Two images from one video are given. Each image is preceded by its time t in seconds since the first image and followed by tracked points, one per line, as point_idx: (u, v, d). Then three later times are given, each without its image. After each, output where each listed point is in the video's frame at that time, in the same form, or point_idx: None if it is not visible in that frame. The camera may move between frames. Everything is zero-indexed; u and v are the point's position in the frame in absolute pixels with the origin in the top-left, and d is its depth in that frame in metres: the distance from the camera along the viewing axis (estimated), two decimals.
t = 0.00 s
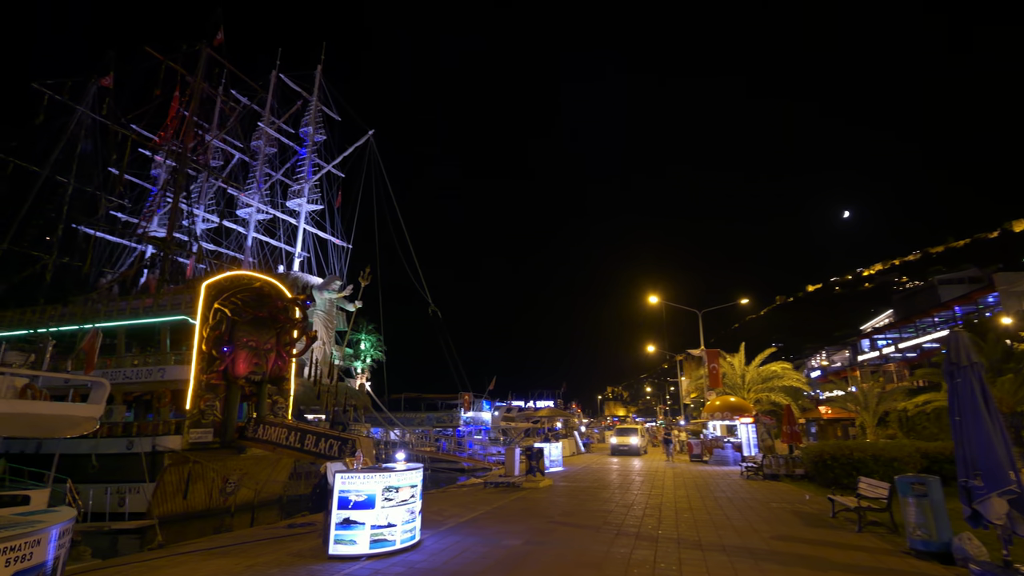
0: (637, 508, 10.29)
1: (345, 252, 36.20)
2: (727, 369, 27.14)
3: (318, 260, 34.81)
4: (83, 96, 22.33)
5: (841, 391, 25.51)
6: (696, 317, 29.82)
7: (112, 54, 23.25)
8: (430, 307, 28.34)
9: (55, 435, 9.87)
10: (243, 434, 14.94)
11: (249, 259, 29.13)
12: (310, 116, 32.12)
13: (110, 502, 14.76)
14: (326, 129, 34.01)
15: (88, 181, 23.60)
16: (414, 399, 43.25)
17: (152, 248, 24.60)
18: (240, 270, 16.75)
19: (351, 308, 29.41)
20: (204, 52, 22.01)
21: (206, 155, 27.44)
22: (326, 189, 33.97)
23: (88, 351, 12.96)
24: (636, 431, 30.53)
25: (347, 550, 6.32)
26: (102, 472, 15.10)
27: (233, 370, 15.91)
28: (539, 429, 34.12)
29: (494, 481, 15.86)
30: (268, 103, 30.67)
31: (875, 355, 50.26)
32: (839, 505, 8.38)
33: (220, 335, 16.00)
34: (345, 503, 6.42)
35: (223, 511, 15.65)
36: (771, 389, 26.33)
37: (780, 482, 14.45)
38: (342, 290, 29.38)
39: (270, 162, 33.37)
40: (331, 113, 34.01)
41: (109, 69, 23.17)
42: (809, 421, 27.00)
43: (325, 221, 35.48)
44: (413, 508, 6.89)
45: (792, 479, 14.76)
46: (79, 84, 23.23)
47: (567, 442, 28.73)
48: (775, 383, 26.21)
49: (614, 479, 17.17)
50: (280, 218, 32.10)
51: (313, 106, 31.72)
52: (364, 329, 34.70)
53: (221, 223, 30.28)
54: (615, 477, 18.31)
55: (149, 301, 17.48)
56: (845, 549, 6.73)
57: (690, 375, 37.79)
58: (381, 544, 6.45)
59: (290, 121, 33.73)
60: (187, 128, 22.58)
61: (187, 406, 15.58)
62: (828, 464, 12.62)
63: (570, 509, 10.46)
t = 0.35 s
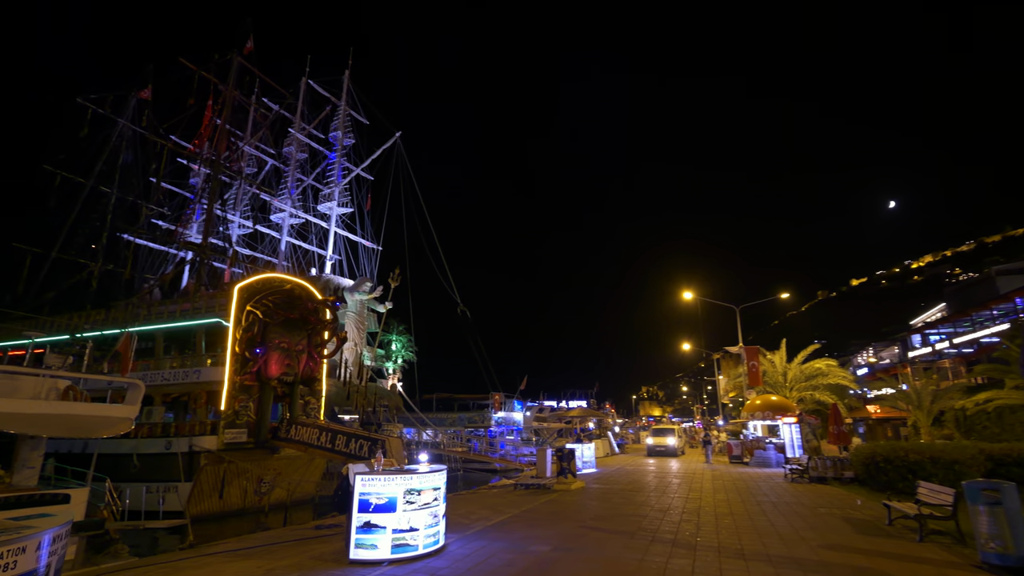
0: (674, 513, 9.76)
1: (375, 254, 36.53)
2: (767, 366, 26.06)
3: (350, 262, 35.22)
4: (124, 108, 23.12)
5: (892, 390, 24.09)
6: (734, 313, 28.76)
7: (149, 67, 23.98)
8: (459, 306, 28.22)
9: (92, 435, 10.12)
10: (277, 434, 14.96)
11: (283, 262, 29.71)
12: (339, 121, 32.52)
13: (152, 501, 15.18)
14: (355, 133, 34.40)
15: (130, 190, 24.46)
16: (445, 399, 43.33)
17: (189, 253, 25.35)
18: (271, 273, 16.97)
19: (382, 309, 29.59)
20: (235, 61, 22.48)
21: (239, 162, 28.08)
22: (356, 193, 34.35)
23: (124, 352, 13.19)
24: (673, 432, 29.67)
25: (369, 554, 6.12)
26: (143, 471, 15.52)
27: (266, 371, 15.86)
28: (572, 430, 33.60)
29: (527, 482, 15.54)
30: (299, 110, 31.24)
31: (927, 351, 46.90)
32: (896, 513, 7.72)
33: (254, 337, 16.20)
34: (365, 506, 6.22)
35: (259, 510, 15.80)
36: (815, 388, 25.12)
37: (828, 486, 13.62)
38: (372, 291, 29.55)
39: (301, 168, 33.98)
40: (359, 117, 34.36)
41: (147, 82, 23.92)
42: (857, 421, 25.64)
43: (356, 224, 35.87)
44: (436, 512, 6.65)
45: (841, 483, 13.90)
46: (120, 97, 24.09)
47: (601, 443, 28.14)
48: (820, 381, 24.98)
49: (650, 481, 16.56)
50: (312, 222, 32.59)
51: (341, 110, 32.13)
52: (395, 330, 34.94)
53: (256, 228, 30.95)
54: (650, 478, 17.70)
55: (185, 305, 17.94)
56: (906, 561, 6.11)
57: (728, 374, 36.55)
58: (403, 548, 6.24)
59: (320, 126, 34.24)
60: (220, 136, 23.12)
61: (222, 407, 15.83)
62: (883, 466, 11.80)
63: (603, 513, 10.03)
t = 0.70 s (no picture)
0: (712, 518, 9.23)
1: (405, 256, 36.80)
2: (810, 364, 24.89)
3: (380, 264, 35.60)
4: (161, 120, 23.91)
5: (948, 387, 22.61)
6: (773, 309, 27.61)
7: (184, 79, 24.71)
8: (488, 306, 28.09)
9: (125, 435, 10.28)
10: (309, 435, 15.07)
11: (315, 266, 30.20)
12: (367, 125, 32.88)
13: (191, 500, 15.51)
14: (383, 136, 34.73)
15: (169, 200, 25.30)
16: (477, 400, 43.32)
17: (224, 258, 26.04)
18: (300, 276, 17.13)
19: (412, 310, 29.71)
20: (264, 70, 22.94)
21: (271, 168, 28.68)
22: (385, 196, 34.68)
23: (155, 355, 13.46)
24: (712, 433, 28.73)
25: (388, 559, 5.93)
26: (181, 471, 15.91)
27: (298, 372, 16.05)
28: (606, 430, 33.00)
29: (558, 484, 15.23)
30: (328, 116, 31.75)
31: (986, 346, 44.02)
32: (958, 520, 7.05)
33: (285, 338, 16.47)
34: (383, 509, 6.03)
35: (293, 509, 15.89)
36: (863, 385, 23.84)
37: (879, 489, 12.78)
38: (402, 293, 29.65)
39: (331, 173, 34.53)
40: (387, 120, 34.67)
41: (183, 94, 24.69)
42: (909, 421, 24.21)
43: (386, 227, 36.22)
44: (457, 516, 6.42)
45: (894, 486, 13.00)
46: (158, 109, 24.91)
47: (635, 444, 27.48)
48: (868, 378, 23.68)
49: (687, 483, 15.98)
50: (343, 226, 33.04)
51: (369, 115, 32.47)
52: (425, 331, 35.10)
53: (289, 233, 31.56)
54: (686, 480, 17.07)
55: (220, 309, 18.37)
56: None
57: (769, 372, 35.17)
58: (423, 553, 6.03)
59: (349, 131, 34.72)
60: (252, 143, 23.65)
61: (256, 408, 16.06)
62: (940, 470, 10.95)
63: (636, 518, 9.62)
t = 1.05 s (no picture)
0: (750, 523, 8.70)
1: (434, 257, 36.97)
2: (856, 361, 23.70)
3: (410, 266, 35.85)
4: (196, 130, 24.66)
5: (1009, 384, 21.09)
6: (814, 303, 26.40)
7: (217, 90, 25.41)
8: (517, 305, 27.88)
9: (157, 435, 10.46)
10: (339, 435, 15.09)
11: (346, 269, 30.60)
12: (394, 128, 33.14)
13: (226, 499, 15.79)
14: (409, 139, 34.96)
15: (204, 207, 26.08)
16: (508, 400, 43.14)
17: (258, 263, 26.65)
18: (329, 278, 17.27)
19: (440, 311, 29.75)
20: (292, 77, 23.34)
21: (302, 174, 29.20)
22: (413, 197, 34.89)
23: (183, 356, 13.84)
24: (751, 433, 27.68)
25: (402, 562, 5.76)
26: (216, 471, 16.25)
27: (326, 372, 15.88)
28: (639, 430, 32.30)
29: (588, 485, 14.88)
30: (356, 120, 32.17)
31: None
32: None
33: (313, 339, 16.33)
34: (398, 511, 5.87)
35: (323, 509, 15.98)
36: (914, 383, 22.50)
37: (934, 493, 11.93)
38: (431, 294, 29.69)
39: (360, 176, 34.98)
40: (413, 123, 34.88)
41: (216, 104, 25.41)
42: (966, 420, 22.71)
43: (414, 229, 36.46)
44: (475, 518, 6.19)
45: (951, 490, 12.10)
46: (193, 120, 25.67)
47: (670, 445, 26.74)
48: (919, 375, 22.34)
49: (723, 486, 15.33)
50: (372, 228, 33.34)
51: (396, 118, 32.73)
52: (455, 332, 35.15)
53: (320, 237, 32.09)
54: (722, 482, 16.41)
55: (253, 312, 18.75)
56: None
57: (811, 370, 33.70)
58: (439, 557, 5.82)
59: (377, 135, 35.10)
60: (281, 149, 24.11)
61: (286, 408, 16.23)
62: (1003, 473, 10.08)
63: (666, 522, 9.18)
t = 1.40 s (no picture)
0: (789, 530, 8.19)
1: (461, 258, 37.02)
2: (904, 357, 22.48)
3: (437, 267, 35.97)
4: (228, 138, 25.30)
5: None
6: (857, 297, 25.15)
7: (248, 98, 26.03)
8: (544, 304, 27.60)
9: (186, 435, 10.55)
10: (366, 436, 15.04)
11: (374, 271, 30.89)
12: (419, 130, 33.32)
13: (258, 498, 16.05)
14: (435, 140, 35.10)
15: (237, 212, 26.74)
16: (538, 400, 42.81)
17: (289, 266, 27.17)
18: (355, 279, 17.33)
19: (468, 311, 29.68)
20: (317, 82, 23.66)
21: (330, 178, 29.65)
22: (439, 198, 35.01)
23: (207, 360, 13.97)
24: (793, 433, 26.57)
25: (415, 566, 5.57)
26: (248, 470, 16.53)
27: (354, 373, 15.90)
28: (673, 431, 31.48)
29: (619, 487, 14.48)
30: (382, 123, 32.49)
31: None
32: None
33: (340, 340, 16.36)
34: (411, 514, 5.69)
35: (352, 509, 16.03)
36: (968, 380, 21.15)
37: (993, 498, 11.06)
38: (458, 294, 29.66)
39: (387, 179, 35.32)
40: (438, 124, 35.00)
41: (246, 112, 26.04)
42: None
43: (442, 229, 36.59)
44: (492, 522, 5.95)
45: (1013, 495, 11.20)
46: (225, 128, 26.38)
47: (706, 446, 25.93)
48: (973, 372, 20.97)
49: (762, 489, 14.65)
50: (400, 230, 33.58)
51: (421, 119, 32.89)
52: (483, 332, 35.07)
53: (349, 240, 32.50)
54: (760, 485, 15.70)
55: (282, 314, 19.05)
56: None
57: (855, 367, 32.16)
58: (453, 561, 5.61)
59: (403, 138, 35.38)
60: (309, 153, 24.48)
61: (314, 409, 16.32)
62: None
63: (698, 527, 8.73)
